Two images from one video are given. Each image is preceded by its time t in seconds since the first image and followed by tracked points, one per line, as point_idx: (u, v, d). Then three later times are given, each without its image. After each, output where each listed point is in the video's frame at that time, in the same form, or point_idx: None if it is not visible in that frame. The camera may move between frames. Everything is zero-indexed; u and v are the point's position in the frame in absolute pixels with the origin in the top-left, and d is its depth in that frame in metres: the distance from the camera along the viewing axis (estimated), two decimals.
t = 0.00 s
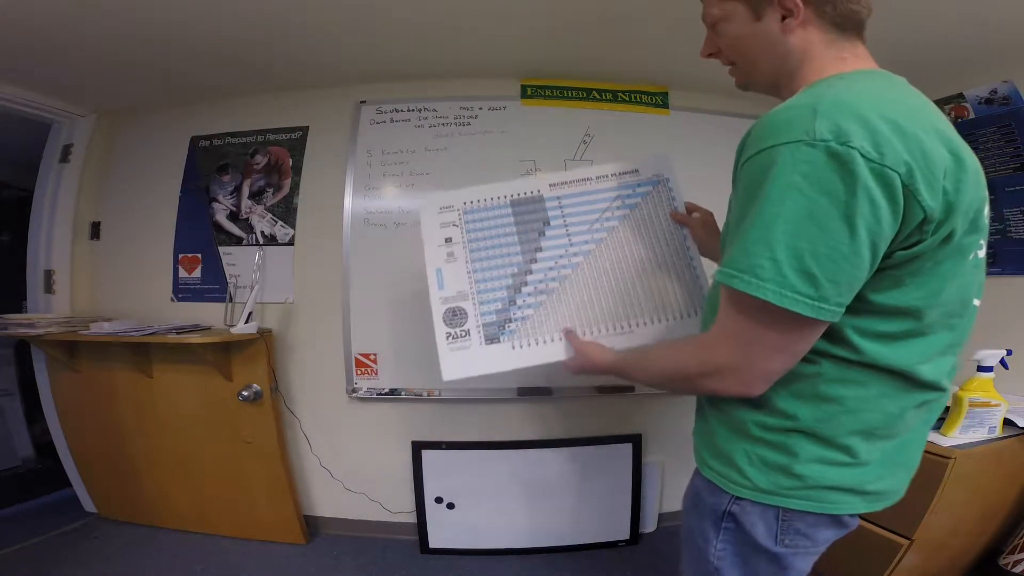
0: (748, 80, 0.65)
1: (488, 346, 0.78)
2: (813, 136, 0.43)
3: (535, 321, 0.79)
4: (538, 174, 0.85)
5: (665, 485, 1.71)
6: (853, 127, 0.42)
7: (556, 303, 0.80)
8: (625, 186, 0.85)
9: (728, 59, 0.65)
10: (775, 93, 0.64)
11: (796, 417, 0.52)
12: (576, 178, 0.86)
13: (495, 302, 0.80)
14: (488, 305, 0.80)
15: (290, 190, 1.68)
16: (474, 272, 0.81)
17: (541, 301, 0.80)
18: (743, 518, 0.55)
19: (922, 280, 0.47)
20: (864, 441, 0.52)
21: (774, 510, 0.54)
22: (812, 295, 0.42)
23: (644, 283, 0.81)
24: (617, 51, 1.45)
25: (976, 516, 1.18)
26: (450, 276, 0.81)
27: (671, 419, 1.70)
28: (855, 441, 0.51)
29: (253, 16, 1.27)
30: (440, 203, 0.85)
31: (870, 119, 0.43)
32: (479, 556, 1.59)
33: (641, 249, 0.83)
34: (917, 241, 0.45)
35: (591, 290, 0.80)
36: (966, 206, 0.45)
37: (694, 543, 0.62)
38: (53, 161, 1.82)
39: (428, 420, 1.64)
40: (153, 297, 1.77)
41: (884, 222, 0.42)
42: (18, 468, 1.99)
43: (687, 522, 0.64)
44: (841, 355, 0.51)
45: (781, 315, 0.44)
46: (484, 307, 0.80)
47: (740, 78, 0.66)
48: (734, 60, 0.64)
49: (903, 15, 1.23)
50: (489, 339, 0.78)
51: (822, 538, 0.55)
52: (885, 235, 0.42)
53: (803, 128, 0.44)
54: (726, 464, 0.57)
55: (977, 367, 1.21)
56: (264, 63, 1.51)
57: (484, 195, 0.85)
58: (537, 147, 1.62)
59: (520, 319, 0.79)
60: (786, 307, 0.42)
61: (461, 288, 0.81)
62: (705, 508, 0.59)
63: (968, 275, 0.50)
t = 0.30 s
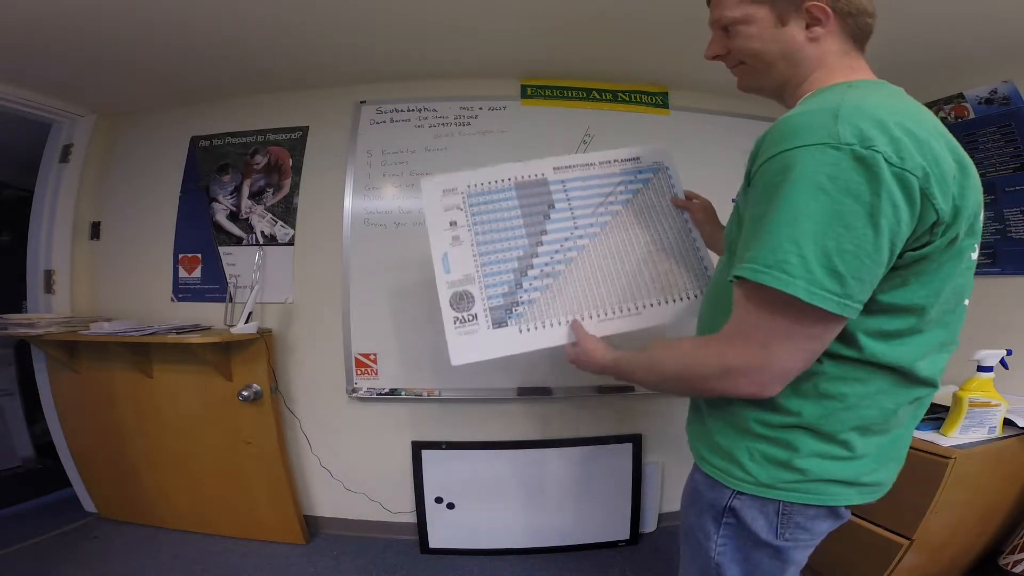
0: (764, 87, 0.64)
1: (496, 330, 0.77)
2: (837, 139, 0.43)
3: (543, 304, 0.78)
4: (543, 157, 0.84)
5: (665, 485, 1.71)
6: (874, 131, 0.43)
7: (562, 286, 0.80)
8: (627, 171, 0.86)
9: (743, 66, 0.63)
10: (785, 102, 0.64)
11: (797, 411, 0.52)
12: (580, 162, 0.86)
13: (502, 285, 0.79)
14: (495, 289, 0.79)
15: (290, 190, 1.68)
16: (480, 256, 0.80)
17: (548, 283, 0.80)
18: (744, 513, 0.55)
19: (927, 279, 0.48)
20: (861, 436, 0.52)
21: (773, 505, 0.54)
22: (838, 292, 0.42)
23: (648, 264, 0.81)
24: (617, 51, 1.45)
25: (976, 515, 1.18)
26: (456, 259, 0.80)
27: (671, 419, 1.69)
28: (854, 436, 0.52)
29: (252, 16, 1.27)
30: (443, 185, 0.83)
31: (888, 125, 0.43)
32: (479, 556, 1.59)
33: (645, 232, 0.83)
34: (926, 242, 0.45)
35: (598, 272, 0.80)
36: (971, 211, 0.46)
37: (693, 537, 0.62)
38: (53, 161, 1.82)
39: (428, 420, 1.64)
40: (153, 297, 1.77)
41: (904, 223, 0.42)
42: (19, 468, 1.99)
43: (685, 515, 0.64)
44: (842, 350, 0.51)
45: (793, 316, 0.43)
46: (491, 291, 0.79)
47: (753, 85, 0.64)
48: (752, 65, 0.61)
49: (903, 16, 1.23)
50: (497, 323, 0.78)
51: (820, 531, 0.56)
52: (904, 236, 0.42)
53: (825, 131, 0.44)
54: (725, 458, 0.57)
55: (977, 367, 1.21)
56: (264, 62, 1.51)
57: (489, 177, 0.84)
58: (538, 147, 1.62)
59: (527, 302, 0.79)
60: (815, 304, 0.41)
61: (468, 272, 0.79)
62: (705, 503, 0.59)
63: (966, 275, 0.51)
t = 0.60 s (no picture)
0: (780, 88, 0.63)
1: (489, 314, 0.73)
2: (865, 133, 0.42)
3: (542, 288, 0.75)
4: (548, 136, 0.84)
5: (665, 486, 1.71)
6: (901, 127, 0.42)
7: (562, 271, 0.77)
8: (630, 158, 0.87)
9: (761, 65, 0.61)
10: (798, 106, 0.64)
11: (808, 413, 0.51)
12: (584, 146, 0.86)
13: (499, 266, 0.75)
14: (491, 269, 0.75)
15: (290, 190, 1.68)
16: (476, 234, 0.77)
17: (547, 268, 0.77)
18: (752, 517, 0.55)
19: (940, 275, 0.47)
20: (872, 436, 0.52)
21: (782, 509, 0.54)
22: (871, 285, 0.40)
23: (650, 252, 0.81)
24: (617, 51, 1.45)
25: (976, 516, 1.18)
26: (449, 235, 0.76)
27: (671, 419, 1.69)
28: (864, 437, 0.51)
29: (252, 17, 1.27)
30: (440, 158, 0.80)
31: (912, 121, 0.43)
32: (479, 556, 1.59)
33: (648, 221, 0.83)
34: (943, 237, 0.45)
35: (601, 258, 0.79)
36: (987, 209, 0.46)
37: (700, 541, 0.62)
38: (52, 161, 1.82)
39: (427, 421, 1.64)
40: (153, 297, 1.77)
41: (931, 217, 0.41)
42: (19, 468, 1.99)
43: (692, 519, 0.64)
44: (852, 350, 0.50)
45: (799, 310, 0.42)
46: (485, 271, 0.75)
47: (769, 85, 0.63)
48: (771, 64, 0.60)
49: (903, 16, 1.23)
50: (491, 307, 0.73)
51: (828, 534, 0.56)
52: (929, 231, 0.42)
53: (852, 125, 0.43)
54: (733, 463, 0.56)
55: (977, 367, 1.21)
56: (264, 62, 1.51)
57: (489, 153, 0.82)
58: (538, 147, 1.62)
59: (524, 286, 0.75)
60: (847, 296, 0.40)
61: (462, 249, 0.75)
62: (713, 508, 0.59)
63: (977, 271, 0.51)
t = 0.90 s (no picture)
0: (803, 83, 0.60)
1: (492, 342, 0.70)
2: (894, 122, 0.41)
3: (544, 308, 0.74)
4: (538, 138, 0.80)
5: (665, 486, 1.71)
6: (931, 120, 0.41)
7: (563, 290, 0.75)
8: (627, 157, 0.86)
9: (786, 60, 0.58)
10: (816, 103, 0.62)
11: (830, 418, 0.51)
12: (575, 146, 0.84)
13: (496, 290, 0.72)
14: (489, 295, 0.72)
15: (290, 190, 1.68)
16: (469, 256, 0.71)
17: (548, 286, 0.75)
18: (769, 526, 0.56)
19: (963, 272, 0.47)
20: (895, 438, 0.52)
21: (801, 517, 0.54)
22: (874, 274, 0.39)
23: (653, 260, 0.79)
24: (618, 51, 1.45)
25: (976, 515, 1.18)
26: (439, 260, 0.70)
27: (671, 419, 1.69)
28: (888, 439, 0.51)
29: (252, 17, 1.27)
30: (420, 170, 0.74)
31: (943, 115, 0.42)
32: (479, 556, 1.59)
33: (649, 226, 0.82)
34: (964, 233, 0.45)
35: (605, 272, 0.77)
36: (1010, 211, 0.46)
37: (712, 550, 0.63)
38: (52, 161, 1.82)
39: (427, 420, 1.64)
40: (153, 297, 1.77)
41: (951, 213, 0.40)
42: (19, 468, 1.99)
43: (702, 527, 0.64)
44: (876, 354, 0.49)
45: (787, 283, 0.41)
46: (484, 297, 0.71)
47: (792, 79, 0.60)
48: (798, 57, 0.56)
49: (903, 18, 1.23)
50: (493, 335, 0.70)
51: (844, 541, 0.56)
52: (947, 228, 0.41)
53: (881, 114, 0.42)
54: (751, 470, 0.56)
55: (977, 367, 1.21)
56: (264, 62, 1.51)
57: (475, 160, 0.76)
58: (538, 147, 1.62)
59: (524, 308, 0.73)
60: (847, 281, 0.39)
61: (455, 274, 0.70)
62: (726, 517, 0.60)
63: (1000, 269, 0.50)
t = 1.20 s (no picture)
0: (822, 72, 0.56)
1: (491, 366, 0.64)
2: (950, 103, 0.38)
3: (546, 326, 0.68)
4: (533, 136, 0.77)
5: (665, 486, 1.72)
6: (989, 101, 0.38)
7: (565, 303, 0.70)
8: (628, 156, 0.84)
9: (805, 48, 0.54)
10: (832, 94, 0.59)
11: (876, 428, 0.47)
12: (571, 143, 0.81)
13: (492, 307, 0.66)
14: (484, 313, 0.66)
15: (290, 190, 1.68)
16: (459, 270, 0.65)
17: (549, 301, 0.69)
18: (804, 542, 0.53)
19: None
20: (945, 447, 0.48)
21: (838, 533, 0.51)
22: (945, 262, 0.36)
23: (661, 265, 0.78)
24: (618, 51, 1.45)
25: (976, 515, 1.18)
26: (425, 275, 0.63)
27: (671, 419, 1.70)
28: (938, 449, 0.48)
29: (252, 17, 1.27)
30: (400, 174, 0.68)
31: (1000, 98, 0.39)
32: (479, 556, 1.58)
33: (655, 230, 0.80)
34: None
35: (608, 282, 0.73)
36: None
37: (736, 566, 0.61)
38: (52, 161, 1.82)
39: (428, 420, 1.64)
40: (153, 297, 1.77)
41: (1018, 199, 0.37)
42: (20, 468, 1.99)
43: (727, 543, 0.62)
44: (925, 356, 0.45)
45: (846, 281, 0.38)
46: (478, 316, 0.65)
47: (811, 66, 0.56)
48: (819, 44, 0.53)
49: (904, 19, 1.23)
50: (492, 359, 0.64)
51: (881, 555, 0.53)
52: (1013, 216, 0.38)
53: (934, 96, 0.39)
54: (788, 488, 0.53)
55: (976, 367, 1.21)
56: (264, 63, 1.51)
57: (462, 162, 0.72)
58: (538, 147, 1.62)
59: (525, 327, 0.67)
60: (917, 270, 0.35)
61: (445, 291, 0.64)
62: (756, 536, 0.57)
63: None
